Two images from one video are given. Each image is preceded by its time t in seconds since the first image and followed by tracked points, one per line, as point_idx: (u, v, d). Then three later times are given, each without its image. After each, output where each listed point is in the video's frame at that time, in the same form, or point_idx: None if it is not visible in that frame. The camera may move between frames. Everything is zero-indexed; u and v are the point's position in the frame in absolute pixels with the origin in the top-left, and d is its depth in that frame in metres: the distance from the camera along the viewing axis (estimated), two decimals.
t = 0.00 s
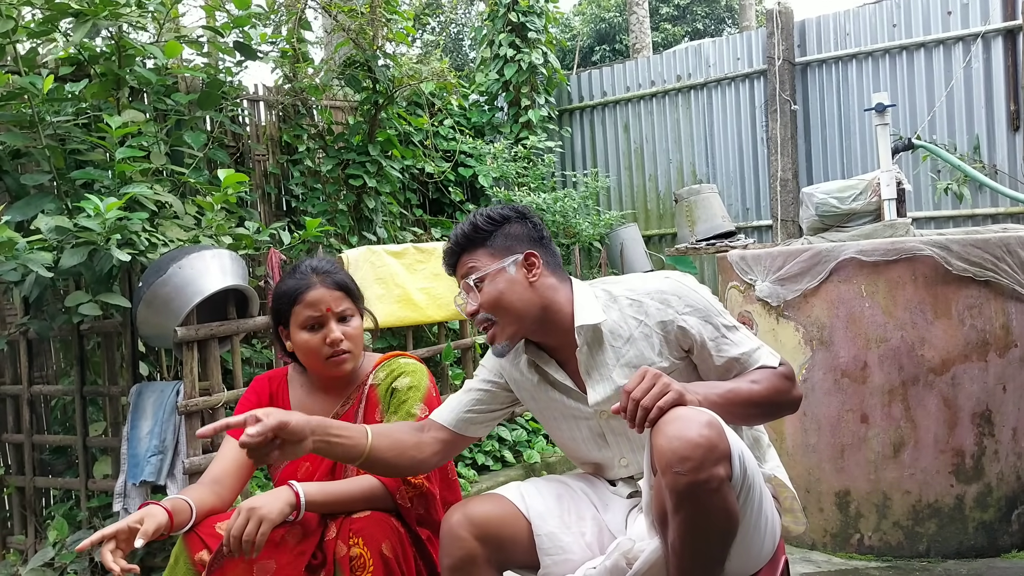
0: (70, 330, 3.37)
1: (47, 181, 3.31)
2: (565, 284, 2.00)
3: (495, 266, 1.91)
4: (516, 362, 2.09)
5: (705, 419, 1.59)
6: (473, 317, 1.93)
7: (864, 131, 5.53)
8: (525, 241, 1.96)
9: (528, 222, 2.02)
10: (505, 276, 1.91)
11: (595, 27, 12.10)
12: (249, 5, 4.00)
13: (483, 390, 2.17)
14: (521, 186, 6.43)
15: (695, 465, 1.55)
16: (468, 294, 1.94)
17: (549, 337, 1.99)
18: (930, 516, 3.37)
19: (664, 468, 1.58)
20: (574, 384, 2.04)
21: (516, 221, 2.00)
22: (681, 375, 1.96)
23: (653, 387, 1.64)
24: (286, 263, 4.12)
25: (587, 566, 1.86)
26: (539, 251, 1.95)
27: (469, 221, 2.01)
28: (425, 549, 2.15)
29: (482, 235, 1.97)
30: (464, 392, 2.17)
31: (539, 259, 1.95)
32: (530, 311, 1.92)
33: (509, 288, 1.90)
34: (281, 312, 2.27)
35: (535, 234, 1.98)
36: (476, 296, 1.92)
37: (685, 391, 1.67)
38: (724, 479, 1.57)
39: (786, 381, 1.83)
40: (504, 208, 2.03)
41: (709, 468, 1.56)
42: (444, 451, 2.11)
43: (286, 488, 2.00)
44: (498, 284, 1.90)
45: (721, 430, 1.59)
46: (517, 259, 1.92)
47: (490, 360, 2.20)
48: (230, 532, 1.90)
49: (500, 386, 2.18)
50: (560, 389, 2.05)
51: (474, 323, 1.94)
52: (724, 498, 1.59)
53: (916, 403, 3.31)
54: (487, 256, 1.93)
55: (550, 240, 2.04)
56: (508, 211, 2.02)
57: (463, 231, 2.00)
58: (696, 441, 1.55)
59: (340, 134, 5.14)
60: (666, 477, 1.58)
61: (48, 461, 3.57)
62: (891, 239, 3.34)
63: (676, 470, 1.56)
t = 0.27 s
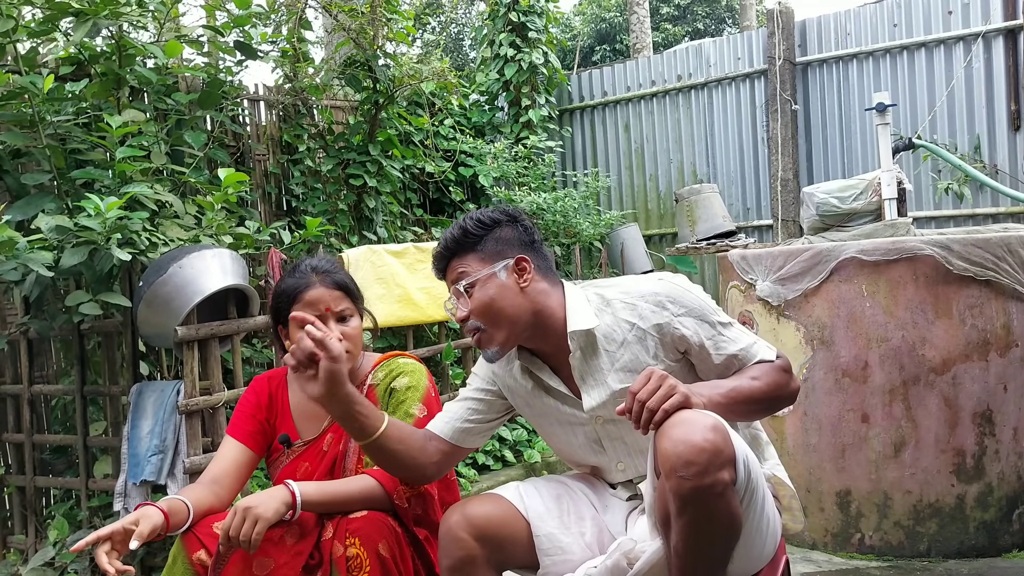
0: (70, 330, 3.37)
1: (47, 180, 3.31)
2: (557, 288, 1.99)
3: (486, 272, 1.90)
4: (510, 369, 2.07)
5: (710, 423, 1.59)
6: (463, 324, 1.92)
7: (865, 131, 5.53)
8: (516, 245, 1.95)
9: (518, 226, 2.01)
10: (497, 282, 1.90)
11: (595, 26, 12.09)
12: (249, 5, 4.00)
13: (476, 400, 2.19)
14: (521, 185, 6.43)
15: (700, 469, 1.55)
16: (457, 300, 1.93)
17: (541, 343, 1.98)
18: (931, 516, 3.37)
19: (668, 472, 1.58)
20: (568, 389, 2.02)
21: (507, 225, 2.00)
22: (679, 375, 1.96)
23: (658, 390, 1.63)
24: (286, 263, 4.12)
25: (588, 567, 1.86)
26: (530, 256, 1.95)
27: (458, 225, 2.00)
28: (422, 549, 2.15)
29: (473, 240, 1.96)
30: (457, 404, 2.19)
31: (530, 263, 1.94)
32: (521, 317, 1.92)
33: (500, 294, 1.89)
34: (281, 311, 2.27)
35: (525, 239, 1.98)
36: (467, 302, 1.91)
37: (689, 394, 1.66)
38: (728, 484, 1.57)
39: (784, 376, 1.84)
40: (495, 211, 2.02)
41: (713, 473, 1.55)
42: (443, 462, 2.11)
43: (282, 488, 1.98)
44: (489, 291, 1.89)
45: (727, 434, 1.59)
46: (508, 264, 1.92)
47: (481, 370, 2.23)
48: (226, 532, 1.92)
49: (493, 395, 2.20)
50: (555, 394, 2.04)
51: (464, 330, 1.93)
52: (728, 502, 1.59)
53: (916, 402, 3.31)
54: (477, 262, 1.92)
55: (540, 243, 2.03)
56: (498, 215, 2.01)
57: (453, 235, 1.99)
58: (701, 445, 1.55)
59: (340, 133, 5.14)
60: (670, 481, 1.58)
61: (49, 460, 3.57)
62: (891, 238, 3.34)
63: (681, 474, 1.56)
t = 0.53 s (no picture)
0: (70, 329, 3.37)
1: (47, 179, 3.30)
2: (557, 290, 1.99)
3: (486, 274, 1.90)
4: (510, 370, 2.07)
5: (715, 423, 1.58)
6: (463, 326, 1.92)
7: (865, 130, 5.53)
8: (516, 247, 1.95)
9: (519, 227, 2.01)
10: (497, 284, 1.90)
11: (595, 26, 12.08)
12: (249, 4, 4.00)
13: (477, 400, 2.14)
14: (521, 185, 6.43)
15: (706, 470, 1.54)
16: (457, 302, 1.93)
17: (540, 345, 1.98)
18: (931, 515, 3.37)
19: (673, 472, 1.58)
20: (567, 390, 2.02)
21: (508, 226, 1.99)
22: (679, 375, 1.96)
23: (662, 390, 1.62)
24: (286, 262, 4.12)
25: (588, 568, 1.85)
26: (530, 258, 1.95)
27: (459, 226, 2.01)
28: (423, 548, 2.14)
29: (473, 241, 1.96)
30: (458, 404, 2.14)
31: (530, 265, 1.94)
32: (521, 319, 1.92)
33: (499, 296, 1.89)
34: (280, 310, 2.27)
35: (525, 240, 1.98)
36: (467, 304, 1.91)
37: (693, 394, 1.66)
38: (733, 485, 1.57)
39: (784, 373, 1.83)
40: (496, 212, 2.02)
41: (719, 474, 1.55)
42: (442, 464, 2.09)
43: (284, 487, 2.00)
44: (489, 293, 1.89)
45: (732, 435, 1.59)
46: (508, 266, 1.92)
47: (483, 369, 2.17)
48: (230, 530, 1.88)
49: (494, 395, 2.14)
50: (554, 396, 2.03)
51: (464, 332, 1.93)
52: (732, 503, 1.59)
53: (916, 401, 3.31)
54: (477, 263, 1.92)
55: (541, 244, 2.03)
56: (499, 216, 2.01)
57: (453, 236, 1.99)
58: (706, 447, 1.54)
59: (340, 133, 5.14)
60: (675, 481, 1.57)
61: (49, 459, 3.56)
62: (891, 237, 3.35)
63: (686, 474, 1.56)
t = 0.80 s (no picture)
0: (69, 328, 3.36)
1: (46, 179, 3.31)
2: (546, 292, 1.99)
3: (474, 278, 1.90)
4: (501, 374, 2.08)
5: (714, 423, 1.59)
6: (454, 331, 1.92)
7: (863, 130, 5.53)
8: (504, 250, 1.95)
9: (505, 230, 2.01)
10: (485, 287, 1.90)
11: (595, 26, 12.08)
12: (248, 4, 4.00)
13: (470, 402, 2.17)
14: (520, 185, 6.43)
15: (703, 469, 1.55)
16: (446, 307, 1.93)
17: (531, 347, 1.98)
18: (929, 514, 3.37)
19: (672, 471, 1.58)
20: (558, 391, 2.03)
21: (494, 230, 2.00)
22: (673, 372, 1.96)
23: (649, 388, 1.59)
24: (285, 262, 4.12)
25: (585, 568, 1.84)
26: (518, 260, 1.95)
27: (445, 232, 2.00)
28: (422, 547, 2.15)
29: (460, 245, 1.96)
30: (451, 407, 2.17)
31: (518, 267, 1.94)
32: (511, 322, 1.92)
33: (489, 300, 1.89)
34: (281, 309, 2.26)
35: (513, 243, 1.98)
36: (456, 309, 1.91)
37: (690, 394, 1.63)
38: (731, 485, 1.58)
39: (783, 364, 1.78)
40: (482, 217, 2.02)
41: (717, 473, 1.56)
42: (440, 464, 2.11)
43: (284, 486, 2.00)
44: (478, 296, 1.89)
45: (731, 434, 1.59)
46: (496, 269, 1.92)
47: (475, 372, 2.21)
48: (228, 527, 1.90)
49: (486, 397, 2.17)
50: (546, 397, 2.04)
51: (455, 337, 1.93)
52: (731, 502, 1.59)
53: (914, 401, 3.31)
54: (465, 268, 1.92)
55: (529, 247, 2.03)
56: (485, 221, 2.01)
57: (439, 243, 1.99)
58: (705, 446, 1.55)
59: (339, 133, 5.14)
60: (674, 480, 1.58)
61: (47, 459, 3.56)
62: (889, 237, 3.35)
63: (684, 474, 1.56)
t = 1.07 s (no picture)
0: (69, 328, 3.36)
1: (46, 178, 3.31)
2: (540, 300, 1.96)
3: (466, 291, 1.87)
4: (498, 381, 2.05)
5: (710, 423, 1.59)
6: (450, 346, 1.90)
7: (864, 129, 5.52)
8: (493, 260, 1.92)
9: (495, 239, 1.98)
10: (478, 300, 1.87)
11: (594, 26, 12.08)
12: (249, 3, 4.00)
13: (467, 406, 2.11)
14: (521, 184, 6.43)
15: (701, 469, 1.55)
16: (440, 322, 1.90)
17: (528, 355, 1.96)
18: (929, 514, 3.37)
19: (669, 471, 1.58)
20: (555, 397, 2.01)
21: (482, 240, 1.96)
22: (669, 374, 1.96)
23: (645, 386, 1.59)
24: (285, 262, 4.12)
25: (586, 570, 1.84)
26: (508, 269, 1.92)
27: (434, 245, 1.97)
28: (423, 546, 2.14)
29: (450, 258, 1.93)
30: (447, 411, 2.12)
31: (509, 277, 1.91)
32: (505, 333, 1.89)
33: (482, 313, 1.86)
34: (281, 310, 2.27)
35: (502, 252, 1.94)
36: (450, 324, 1.88)
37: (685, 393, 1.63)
38: (728, 484, 1.58)
39: (780, 364, 1.78)
40: (470, 226, 1.98)
41: (713, 473, 1.56)
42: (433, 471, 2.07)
43: (285, 485, 2.00)
44: (471, 310, 1.86)
45: (727, 434, 1.59)
46: (487, 280, 1.88)
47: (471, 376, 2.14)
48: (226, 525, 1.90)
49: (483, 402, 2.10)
50: (545, 405, 2.02)
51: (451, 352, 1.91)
52: (728, 502, 1.59)
53: (914, 400, 3.31)
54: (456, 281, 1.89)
55: (520, 254, 2.00)
56: (473, 230, 1.97)
57: (429, 257, 1.96)
58: (701, 446, 1.55)
59: (340, 132, 5.13)
60: (671, 480, 1.58)
61: (47, 459, 3.56)
62: (889, 237, 3.35)
63: (680, 474, 1.56)
